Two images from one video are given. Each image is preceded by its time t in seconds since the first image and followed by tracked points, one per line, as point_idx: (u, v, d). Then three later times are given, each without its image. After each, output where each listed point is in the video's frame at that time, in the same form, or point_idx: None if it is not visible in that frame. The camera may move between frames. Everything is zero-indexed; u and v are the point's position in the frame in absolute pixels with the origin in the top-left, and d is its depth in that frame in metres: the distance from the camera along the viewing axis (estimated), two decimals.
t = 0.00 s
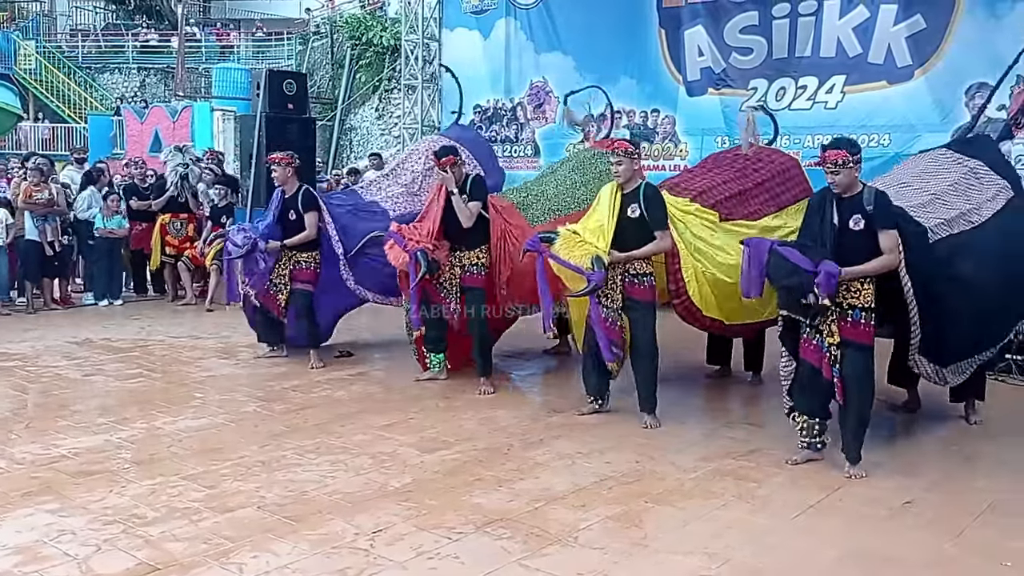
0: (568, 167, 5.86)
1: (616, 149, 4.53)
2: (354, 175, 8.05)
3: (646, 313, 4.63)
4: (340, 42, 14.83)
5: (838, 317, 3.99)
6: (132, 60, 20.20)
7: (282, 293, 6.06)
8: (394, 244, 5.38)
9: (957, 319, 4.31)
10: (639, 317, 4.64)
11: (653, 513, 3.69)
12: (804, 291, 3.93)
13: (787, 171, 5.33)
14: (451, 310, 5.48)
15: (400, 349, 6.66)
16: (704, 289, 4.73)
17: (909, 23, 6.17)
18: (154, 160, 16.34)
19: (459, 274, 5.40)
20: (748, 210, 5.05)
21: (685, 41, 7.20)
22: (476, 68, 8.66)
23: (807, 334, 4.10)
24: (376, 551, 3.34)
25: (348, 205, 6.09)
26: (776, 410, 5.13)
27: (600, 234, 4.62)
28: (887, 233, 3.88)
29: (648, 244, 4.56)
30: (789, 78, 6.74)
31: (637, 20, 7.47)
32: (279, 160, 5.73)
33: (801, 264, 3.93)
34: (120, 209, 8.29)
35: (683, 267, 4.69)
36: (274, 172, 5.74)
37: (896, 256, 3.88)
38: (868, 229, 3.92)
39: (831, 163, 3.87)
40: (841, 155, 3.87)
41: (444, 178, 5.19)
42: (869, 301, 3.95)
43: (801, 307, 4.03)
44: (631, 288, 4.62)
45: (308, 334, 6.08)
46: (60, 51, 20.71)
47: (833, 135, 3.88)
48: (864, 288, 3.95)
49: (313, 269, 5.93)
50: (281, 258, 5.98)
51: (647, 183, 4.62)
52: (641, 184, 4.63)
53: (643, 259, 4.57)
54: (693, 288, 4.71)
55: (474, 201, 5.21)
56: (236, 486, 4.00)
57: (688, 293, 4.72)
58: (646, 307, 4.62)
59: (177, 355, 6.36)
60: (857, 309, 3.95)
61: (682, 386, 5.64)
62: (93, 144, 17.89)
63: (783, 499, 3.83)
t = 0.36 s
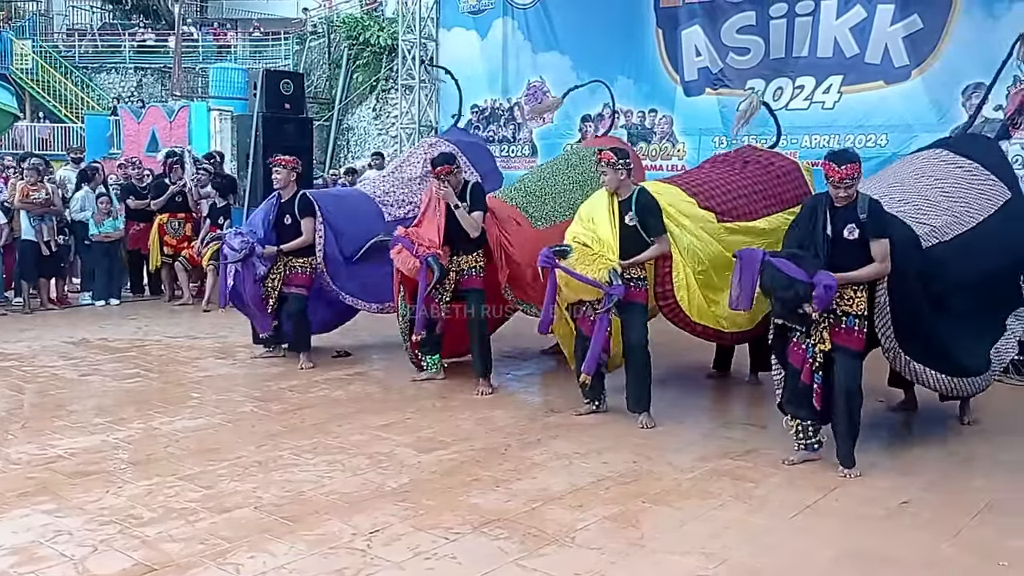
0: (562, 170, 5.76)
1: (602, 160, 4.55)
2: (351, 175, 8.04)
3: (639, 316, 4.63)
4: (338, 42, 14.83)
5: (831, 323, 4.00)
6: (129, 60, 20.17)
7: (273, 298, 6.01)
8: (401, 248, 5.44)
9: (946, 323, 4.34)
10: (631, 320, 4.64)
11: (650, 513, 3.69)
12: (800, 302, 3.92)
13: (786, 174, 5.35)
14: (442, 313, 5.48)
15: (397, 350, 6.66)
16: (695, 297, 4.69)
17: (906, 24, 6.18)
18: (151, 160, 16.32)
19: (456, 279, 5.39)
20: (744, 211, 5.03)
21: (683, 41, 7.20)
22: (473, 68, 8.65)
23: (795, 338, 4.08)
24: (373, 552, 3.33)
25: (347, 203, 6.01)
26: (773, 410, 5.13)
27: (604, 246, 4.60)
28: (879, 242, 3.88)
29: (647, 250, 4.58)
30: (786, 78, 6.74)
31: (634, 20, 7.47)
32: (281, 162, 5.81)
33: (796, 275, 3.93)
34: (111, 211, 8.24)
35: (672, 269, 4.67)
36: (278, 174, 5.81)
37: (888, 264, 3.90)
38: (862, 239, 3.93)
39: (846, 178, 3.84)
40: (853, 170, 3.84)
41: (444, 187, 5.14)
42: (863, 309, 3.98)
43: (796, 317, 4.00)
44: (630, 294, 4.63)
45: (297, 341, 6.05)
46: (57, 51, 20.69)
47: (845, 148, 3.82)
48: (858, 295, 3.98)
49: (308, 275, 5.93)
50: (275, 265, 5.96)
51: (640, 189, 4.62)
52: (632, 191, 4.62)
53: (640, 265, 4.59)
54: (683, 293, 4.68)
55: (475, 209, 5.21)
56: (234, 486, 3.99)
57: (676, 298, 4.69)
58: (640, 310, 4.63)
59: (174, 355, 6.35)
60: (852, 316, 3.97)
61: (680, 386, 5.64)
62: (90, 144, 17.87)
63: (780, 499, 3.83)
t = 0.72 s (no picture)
0: (558, 159, 5.83)
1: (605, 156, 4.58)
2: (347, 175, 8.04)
3: (642, 316, 4.62)
4: (333, 42, 14.83)
5: (835, 324, 4.02)
6: (123, 59, 20.11)
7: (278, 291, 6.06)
8: (389, 238, 5.41)
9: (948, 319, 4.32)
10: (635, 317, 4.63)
11: (645, 513, 3.69)
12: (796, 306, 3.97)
13: (779, 173, 5.35)
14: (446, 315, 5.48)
15: (393, 350, 6.65)
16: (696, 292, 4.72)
17: (900, 24, 6.19)
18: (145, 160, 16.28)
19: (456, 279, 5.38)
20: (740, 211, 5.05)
21: (677, 41, 7.21)
22: (469, 67, 8.65)
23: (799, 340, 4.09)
24: (368, 552, 3.33)
25: (343, 195, 5.99)
26: (767, 409, 5.14)
27: (595, 240, 4.62)
28: (877, 243, 3.88)
29: (643, 249, 4.56)
30: (780, 78, 6.75)
31: (630, 21, 7.48)
32: (280, 152, 5.83)
33: (790, 279, 3.96)
34: (109, 209, 8.23)
35: (677, 267, 4.67)
36: (278, 165, 5.83)
37: (888, 263, 3.91)
38: (859, 241, 3.92)
39: (839, 168, 3.86)
40: (847, 161, 3.85)
41: (439, 178, 5.22)
42: (866, 310, 3.97)
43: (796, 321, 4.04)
44: (631, 292, 4.62)
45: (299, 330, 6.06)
46: (51, 51, 20.64)
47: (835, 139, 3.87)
48: (861, 296, 3.97)
49: (305, 268, 5.93)
50: (272, 257, 5.99)
51: (640, 188, 4.60)
52: (632, 187, 4.62)
53: (641, 264, 4.56)
54: (684, 291, 4.69)
55: (475, 208, 5.22)
56: (228, 486, 3.99)
57: (677, 294, 4.69)
58: (647, 311, 4.62)
59: (169, 355, 6.34)
60: (853, 317, 3.97)
61: (675, 386, 5.65)
62: (84, 144, 17.84)
63: (775, 499, 3.84)
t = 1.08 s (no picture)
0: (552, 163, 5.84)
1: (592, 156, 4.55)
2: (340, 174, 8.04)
3: (629, 308, 4.64)
4: (326, 42, 14.81)
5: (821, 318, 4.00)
6: (116, 60, 20.06)
7: (266, 286, 5.99)
8: (387, 237, 5.38)
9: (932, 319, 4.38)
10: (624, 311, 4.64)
11: (638, 513, 3.69)
12: (793, 300, 3.96)
13: (772, 171, 5.36)
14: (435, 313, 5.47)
15: (386, 349, 6.65)
16: (685, 286, 4.68)
17: (892, 25, 6.21)
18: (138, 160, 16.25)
19: (444, 271, 5.39)
20: (729, 207, 5.06)
21: (671, 42, 7.22)
22: (462, 67, 8.64)
23: (789, 336, 4.11)
24: (362, 552, 3.33)
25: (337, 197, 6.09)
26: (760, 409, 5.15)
27: (591, 236, 4.66)
28: (866, 242, 3.92)
29: (633, 245, 4.58)
30: (773, 79, 6.76)
31: (623, 22, 7.49)
32: (277, 149, 5.80)
33: (791, 275, 3.97)
34: (99, 207, 8.20)
35: (662, 266, 4.67)
36: (274, 161, 5.79)
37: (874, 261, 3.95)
38: (847, 240, 3.96)
39: (828, 160, 3.88)
40: (838, 154, 3.88)
41: (432, 173, 5.24)
42: (852, 304, 3.99)
43: (790, 316, 4.00)
44: (616, 285, 4.64)
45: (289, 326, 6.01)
46: (43, 51, 20.58)
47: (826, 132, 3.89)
48: (847, 291, 3.99)
49: (300, 263, 5.91)
50: (268, 252, 5.93)
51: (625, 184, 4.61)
52: (619, 186, 4.62)
53: (626, 260, 4.60)
54: (674, 286, 4.65)
55: (468, 206, 5.24)
56: (221, 487, 3.98)
57: (666, 293, 4.70)
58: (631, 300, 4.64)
59: (162, 355, 6.32)
60: (841, 310, 3.98)
61: (668, 386, 5.65)
62: (76, 145, 17.79)
63: (768, 498, 3.84)
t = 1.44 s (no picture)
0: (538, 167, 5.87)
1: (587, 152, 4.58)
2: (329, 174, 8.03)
3: (621, 312, 4.63)
4: (315, 41, 14.78)
5: (817, 317, 4.04)
6: (104, 59, 19.96)
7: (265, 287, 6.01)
8: (372, 234, 5.40)
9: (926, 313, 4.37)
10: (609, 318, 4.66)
11: (628, 512, 3.71)
12: (788, 291, 3.97)
13: (761, 171, 5.39)
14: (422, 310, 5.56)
15: (375, 349, 6.65)
16: (678, 281, 4.75)
17: (879, 26, 6.24)
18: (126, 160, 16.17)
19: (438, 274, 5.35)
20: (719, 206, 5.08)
21: (660, 42, 7.24)
22: (452, 67, 8.64)
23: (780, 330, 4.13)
24: (351, 552, 3.33)
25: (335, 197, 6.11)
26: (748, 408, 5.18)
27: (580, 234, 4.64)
28: (866, 234, 3.92)
29: (625, 240, 4.58)
30: (762, 79, 6.79)
31: (612, 22, 7.50)
32: (273, 147, 5.73)
33: (785, 262, 3.96)
34: (86, 207, 8.13)
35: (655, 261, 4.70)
36: (268, 159, 5.73)
37: (877, 255, 3.94)
38: (847, 232, 3.97)
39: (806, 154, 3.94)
40: (815, 147, 3.94)
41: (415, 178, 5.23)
42: (849, 304, 4.00)
43: (784, 306, 4.05)
44: (608, 287, 4.63)
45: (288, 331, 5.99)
46: (30, 50, 20.47)
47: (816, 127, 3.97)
48: (845, 288, 3.99)
49: (296, 265, 5.88)
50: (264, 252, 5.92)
51: (615, 181, 4.64)
52: (611, 182, 4.64)
53: (618, 256, 4.59)
54: (663, 283, 4.71)
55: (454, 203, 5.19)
56: (210, 488, 3.97)
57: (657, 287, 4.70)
58: (623, 306, 4.62)
59: (150, 356, 6.30)
60: (836, 311, 4.00)
61: (657, 385, 5.67)
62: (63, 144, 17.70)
63: (756, 496, 3.86)
